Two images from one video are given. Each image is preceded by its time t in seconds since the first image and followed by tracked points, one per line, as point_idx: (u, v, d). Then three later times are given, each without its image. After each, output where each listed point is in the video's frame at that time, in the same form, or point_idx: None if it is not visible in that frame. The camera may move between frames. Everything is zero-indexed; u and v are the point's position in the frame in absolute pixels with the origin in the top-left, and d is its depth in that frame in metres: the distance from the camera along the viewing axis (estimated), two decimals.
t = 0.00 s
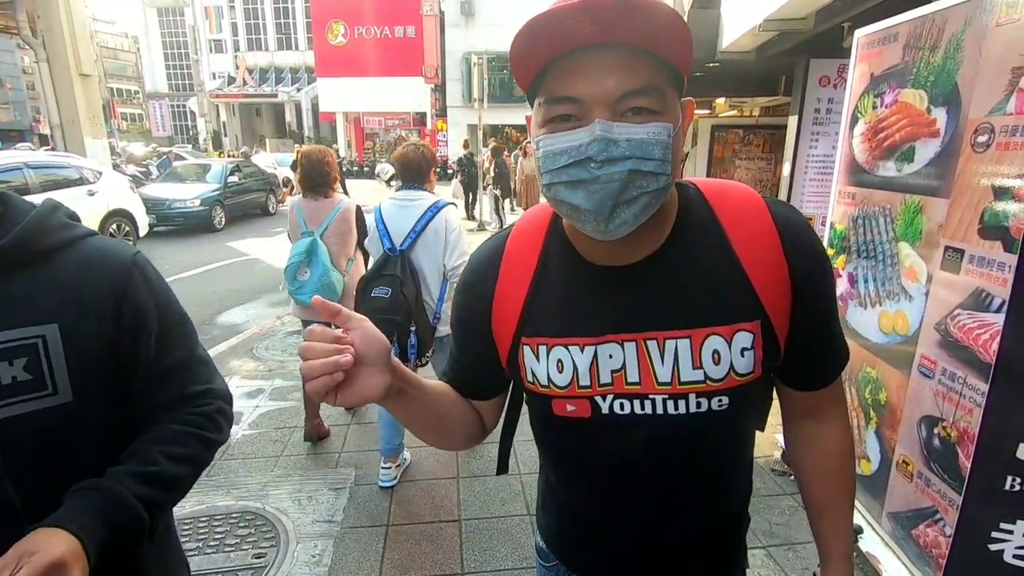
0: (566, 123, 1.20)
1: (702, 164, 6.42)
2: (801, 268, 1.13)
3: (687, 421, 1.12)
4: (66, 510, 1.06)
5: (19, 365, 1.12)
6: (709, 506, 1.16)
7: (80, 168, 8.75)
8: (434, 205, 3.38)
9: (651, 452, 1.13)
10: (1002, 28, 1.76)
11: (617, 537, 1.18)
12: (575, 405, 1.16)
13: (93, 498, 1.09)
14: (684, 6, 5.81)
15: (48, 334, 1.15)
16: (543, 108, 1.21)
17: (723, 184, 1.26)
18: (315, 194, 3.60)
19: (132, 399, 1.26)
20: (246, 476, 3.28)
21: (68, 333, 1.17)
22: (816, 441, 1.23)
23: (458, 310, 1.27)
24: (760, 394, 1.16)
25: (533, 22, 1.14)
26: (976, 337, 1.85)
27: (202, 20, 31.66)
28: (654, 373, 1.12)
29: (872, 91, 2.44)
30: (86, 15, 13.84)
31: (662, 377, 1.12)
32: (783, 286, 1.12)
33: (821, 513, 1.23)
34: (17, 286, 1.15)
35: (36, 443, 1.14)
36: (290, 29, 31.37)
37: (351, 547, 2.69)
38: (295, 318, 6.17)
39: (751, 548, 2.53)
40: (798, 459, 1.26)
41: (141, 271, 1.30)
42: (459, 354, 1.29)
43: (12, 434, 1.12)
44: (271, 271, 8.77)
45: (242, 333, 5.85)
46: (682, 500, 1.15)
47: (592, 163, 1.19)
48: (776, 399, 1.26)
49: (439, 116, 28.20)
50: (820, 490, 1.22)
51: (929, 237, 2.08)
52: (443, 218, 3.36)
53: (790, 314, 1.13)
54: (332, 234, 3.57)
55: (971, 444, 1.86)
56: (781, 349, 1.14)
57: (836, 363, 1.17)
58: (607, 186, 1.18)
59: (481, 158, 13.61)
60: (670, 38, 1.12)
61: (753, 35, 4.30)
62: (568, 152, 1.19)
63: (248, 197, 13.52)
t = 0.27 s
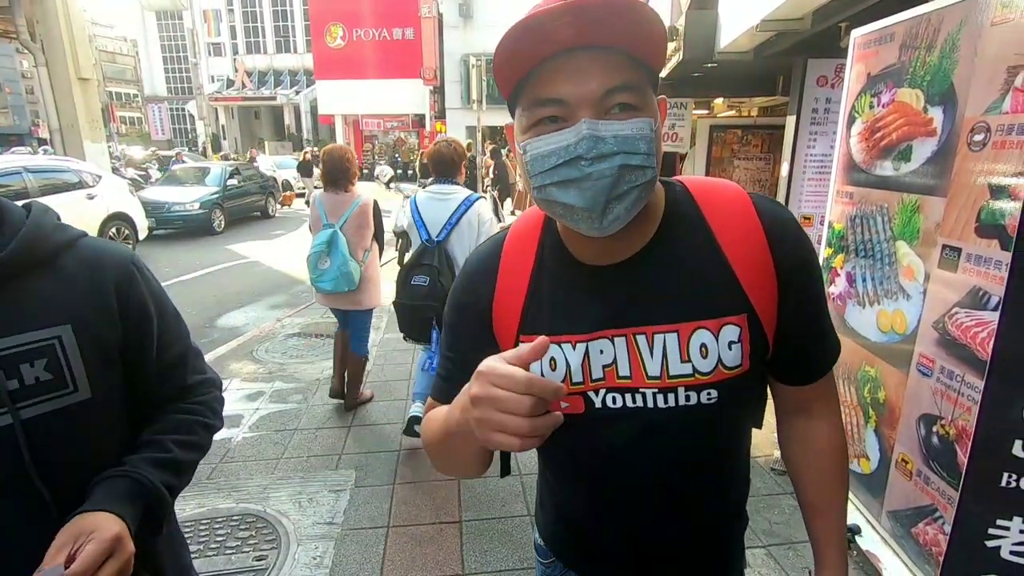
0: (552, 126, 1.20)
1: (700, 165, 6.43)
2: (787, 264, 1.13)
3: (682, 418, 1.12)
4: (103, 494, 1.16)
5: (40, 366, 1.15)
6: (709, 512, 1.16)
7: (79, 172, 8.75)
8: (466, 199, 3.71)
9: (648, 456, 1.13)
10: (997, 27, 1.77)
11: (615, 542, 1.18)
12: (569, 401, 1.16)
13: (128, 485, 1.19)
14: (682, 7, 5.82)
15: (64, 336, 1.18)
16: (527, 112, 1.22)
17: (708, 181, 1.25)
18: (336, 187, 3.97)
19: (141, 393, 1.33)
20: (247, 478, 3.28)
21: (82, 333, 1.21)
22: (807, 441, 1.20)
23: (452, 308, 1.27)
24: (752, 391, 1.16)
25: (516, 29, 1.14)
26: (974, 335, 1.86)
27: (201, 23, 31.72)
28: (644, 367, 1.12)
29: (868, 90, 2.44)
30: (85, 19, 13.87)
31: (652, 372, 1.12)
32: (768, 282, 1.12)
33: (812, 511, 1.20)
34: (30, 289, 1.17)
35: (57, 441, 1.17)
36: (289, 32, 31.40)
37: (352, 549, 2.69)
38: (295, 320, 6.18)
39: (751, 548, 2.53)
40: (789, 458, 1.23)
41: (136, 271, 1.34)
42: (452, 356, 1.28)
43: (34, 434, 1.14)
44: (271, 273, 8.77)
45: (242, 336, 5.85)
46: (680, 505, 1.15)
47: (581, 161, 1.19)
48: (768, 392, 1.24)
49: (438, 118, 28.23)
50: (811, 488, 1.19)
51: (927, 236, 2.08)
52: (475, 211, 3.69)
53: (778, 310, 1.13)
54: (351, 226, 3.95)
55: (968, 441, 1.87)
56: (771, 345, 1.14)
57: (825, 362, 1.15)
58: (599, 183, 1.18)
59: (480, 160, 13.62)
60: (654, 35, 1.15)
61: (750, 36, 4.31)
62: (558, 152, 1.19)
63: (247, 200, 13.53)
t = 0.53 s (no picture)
0: (571, 125, 1.18)
1: (699, 165, 6.44)
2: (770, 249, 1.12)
3: (678, 414, 1.11)
4: (120, 486, 1.17)
5: (46, 367, 1.15)
6: (707, 515, 1.16)
7: (79, 177, 8.77)
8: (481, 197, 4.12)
9: (645, 459, 1.13)
10: (994, 25, 1.77)
11: (613, 544, 1.18)
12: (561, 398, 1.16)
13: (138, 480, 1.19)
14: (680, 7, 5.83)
15: (68, 339, 1.19)
16: (533, 116, 1.19)
17: (683, 174, 1.26)
18: (351, 190, 4.23)
19: (141, 395, 1.33)
20: (247, 482, 3.28)
21: (87, 335, 1.21)
22: (803, 428, 1.18)
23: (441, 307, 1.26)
24: (744, 382, 1.15)
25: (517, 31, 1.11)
26: (973, 334, 1.86)
27: (200, 28, 31.79)
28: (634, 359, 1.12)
29: (866, 89, 2.45)
30: (85, 24, 13.90)
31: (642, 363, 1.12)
32: (751, 270, 1.12)
33: (815, 503, 1.17)
34: (37, 291, 1.18)
35: (59, 442, 1.17)
36: (288, 35, 31.45)
37: (352, 552, 2.69)
38: (295, 324, 6.18)
39: (753, 548, 2.53)
40: (789, 449, 1.21)
41: (139, 279, 1.35)
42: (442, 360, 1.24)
43: (39, 435, 1.15)
44: (271, 277, 8.78)
45: (243, 339, 5.85)
46: (679, 507, 1.15)
47: (618, 153, 1.18)
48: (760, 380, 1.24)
49: (437, 121, 28.25)
50: (813, 480, 1.17)
51: (926, 235, 2.08)
52: (489, 208, 4.12)
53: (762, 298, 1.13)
54: (362, 226, 4.19)
55: (968, 440, 1.87)
56: (758, 336, 1.14)
57: (814, 350, 1.15)
58: (634, 175, 1.19)
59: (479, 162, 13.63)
60: (648, 33, 1.16)
61: (748, 36, 4.32)
62: (594, 146, 1.16)
63: (247, 204, 13.55)
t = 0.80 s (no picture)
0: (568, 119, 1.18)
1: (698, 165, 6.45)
2: (768, 245, 1.13)
3: (673, 408, 1.12)
4: (120, 476, 1.17)
5: (45, 371, 1.15)
6: (708, 516, 1.17)
7: (78, 181, 8.76)
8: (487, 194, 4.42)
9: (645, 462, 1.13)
10: (990, 25, 1.77)
11: (614, 546, 1.18)
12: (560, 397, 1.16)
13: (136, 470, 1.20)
14: (677, 8, 5.84)
15: (68, 345, 1.19)
16: (532, 113, 1.19)
17: (680, 171, 1.27)
18: (359, 188, 4.44)
19: (138, 401, 1.33)
20: (247, 485, 3.27)
21: (88, 339, 1.21)
22: (802, 426, 1.18)
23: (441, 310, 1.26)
24: (741, 377, 1.15)
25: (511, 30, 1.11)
26: (971, 332, 1.86)
27: (199, 31, 31.83)
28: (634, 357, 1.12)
29: (863, 89, 2.45)
30: (83, 28, 13.91)
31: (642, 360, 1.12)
32: (747, 265, 1.12)
33: (817, 500, 1.17)
34: (42, 295, 1.18)
35: (56, 445, 1.17)
36: (286, 38, 31.47)
37: (353, 554, 2.69)
38: (295, 326, 6.18)
39: (753, 548, 2.53)
40: (790, 447, 1.20)
41: (142, 288, 1.35)
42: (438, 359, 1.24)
43: (38, 438, 1.15)
44: (270, 279, 8.79)
45: (242, 342, 5.85)
46: (681, 509, 1.15)
47: (618, 145, 1.20)
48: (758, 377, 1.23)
49: (436, 122, 28.28)
50: (821, 479, 1.16)
51: (924, 234, 2.09)
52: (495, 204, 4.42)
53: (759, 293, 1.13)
54: (371, 222, 4.43)
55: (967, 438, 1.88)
56: (756, 330, 1.14)
57: (811, 347, 1.15)
58: (633, 167, 1.20)
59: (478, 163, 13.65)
60: (639, 28, 1.17)
61: (746, 36, 4.32)
62: (595, 139, 1.17)
63: (246, 207, 13.55)
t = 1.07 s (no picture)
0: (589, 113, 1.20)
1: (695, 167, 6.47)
2: (777, 243, 1.14)
3: (679, 402, 1.12)
4: (118, 481, 1.17)
5: (44, 375, 1.15)
6: (708, 514, 1.17)
7: (73, 183, 8.75)
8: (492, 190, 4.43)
9: (647, 459, 1.13)
10: (984, 28, 1.79)
11: (613, 544, 1.19)
12: (566, 389, 1.16)
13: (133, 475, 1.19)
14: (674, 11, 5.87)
15: (67, 348, 1.19)
16: (554, 105, 1.20)
17: (689, 174, 1.28)
18: (370, 188, 4.70)
19: (136, 404, 1.32)
20: (244, 488, 3.27)
21: (86, 342, 1.21)
22: (802, 425, 1.19)
23: (445, 304, 1.26)
24: (747, 373, 1.16)
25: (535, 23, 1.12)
26: (967, 334, 1.86)
27: (195, 33, 31.80)
28: (642, 350, 1.12)
29: (860, 92, 2.46)
30: (79, 30, 13.89)
31: (650, 353, 1.12)
32: (758, 260, 1.12)
33: (815, 497, 1.18)
34: (40, 298, 1.18)
35: (54, 448, 1.17)
36: (283, 40, 31.47)
37: (351, 557, 2.68)
38: (292, 328, 6.18)
39: (751, 549, 2.53)
40: (783, 448, 1.22)
41: (142, 291, 1.35)
42: (444, 355, 1.27)
43: (36, 442, 1.15)
44: (267, 281, 8.77)
45: (239, 344, 5.83)
46: (682, 507, 1.16)
47: (641, 138, 1.22)
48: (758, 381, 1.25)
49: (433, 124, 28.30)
50: (813, 476, 1.18)
51: (920, 235, 2.10)
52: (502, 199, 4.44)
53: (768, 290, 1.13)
54: (383, 220, 4.67)
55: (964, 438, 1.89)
56: (765, 323, 1.14)
57: (812, 348, 1.17)
58: (654, 160, 1.22)
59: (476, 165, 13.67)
60: (658, 29, 1.18)
61: (742, 39, 4.34)
62: (619, 130, 1.19)
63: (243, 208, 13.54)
